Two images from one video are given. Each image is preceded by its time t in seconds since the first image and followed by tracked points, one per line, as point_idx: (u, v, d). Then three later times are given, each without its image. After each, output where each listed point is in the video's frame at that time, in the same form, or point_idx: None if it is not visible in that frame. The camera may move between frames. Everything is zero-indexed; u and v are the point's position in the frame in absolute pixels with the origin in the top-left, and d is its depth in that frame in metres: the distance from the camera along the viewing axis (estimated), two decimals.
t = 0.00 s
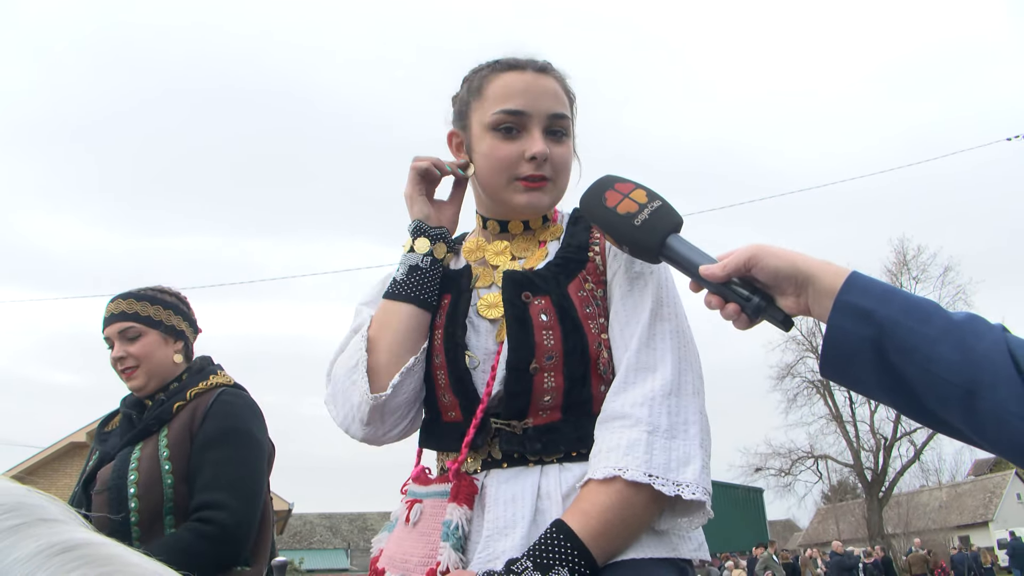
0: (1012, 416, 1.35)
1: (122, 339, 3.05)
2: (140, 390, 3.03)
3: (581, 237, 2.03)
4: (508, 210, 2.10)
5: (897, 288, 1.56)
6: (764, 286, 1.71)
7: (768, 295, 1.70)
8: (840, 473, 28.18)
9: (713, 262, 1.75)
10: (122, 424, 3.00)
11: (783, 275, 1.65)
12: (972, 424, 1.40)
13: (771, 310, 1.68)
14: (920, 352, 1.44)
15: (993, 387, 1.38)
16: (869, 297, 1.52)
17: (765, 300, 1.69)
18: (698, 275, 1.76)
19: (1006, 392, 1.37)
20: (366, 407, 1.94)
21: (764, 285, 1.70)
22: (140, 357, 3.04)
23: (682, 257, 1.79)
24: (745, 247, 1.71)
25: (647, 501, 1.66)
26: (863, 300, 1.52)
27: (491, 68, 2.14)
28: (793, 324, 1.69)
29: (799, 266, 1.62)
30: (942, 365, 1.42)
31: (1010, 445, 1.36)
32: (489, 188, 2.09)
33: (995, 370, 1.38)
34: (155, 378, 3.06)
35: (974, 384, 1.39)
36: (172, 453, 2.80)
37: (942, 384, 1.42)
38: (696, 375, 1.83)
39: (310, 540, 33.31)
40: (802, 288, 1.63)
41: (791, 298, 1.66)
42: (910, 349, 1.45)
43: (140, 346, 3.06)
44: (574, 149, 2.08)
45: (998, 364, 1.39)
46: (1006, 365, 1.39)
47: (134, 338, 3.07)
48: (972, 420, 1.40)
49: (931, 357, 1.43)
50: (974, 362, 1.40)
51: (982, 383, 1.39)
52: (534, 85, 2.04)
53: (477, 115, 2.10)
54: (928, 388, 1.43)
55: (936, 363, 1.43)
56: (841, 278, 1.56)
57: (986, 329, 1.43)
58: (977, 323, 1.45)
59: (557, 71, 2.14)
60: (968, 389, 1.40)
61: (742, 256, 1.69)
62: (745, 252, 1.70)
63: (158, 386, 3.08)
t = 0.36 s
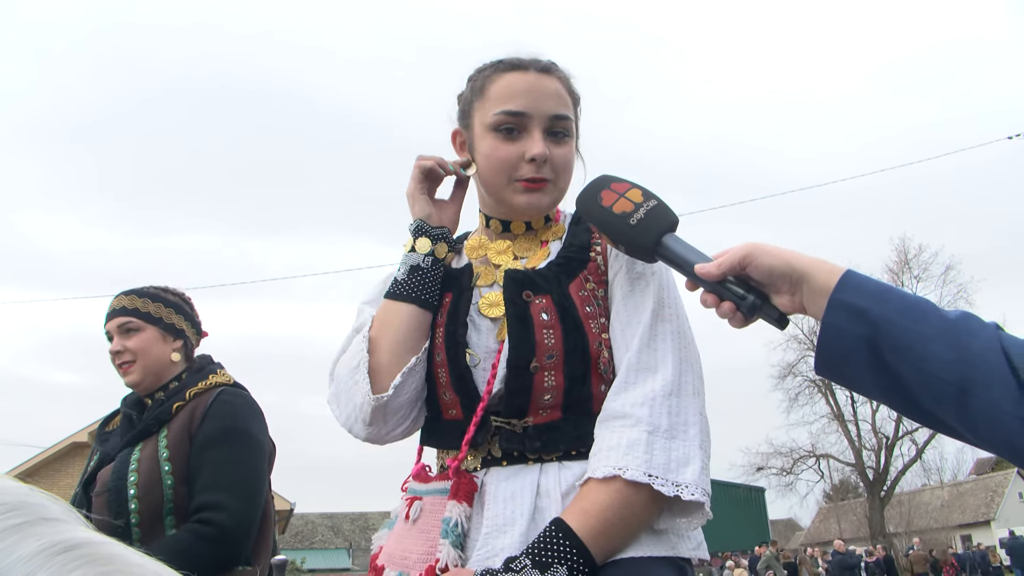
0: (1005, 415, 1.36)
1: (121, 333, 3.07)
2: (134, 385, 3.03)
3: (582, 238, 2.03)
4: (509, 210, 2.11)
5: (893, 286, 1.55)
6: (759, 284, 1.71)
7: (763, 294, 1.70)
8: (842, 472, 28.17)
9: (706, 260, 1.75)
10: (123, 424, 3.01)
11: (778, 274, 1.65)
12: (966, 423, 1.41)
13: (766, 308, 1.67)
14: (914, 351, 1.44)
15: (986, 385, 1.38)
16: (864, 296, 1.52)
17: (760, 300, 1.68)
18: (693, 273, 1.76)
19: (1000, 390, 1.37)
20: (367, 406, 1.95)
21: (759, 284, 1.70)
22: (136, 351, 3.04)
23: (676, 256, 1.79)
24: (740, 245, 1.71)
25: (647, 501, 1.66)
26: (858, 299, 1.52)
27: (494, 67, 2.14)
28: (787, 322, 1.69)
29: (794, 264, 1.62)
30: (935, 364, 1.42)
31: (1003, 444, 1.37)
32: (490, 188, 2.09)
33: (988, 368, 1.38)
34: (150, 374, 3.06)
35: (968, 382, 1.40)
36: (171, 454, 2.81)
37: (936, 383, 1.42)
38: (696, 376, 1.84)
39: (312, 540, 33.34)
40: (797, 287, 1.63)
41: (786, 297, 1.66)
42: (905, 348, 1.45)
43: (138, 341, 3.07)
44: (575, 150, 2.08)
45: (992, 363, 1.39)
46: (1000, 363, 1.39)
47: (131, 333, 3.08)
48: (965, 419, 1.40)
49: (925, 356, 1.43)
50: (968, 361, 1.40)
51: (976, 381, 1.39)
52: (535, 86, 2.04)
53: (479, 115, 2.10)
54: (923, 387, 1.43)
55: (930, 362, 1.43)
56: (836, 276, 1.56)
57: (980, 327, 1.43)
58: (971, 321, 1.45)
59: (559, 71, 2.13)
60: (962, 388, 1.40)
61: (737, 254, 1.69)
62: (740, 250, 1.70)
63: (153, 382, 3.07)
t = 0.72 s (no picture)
0: (1011, 421, 1.37)
1: (132, 330, 3.09)
2: (141, 383, 3.03)
3: (584, 242, 2.04)
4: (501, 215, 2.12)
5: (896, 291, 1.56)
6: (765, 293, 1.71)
7: (770, 302, 1.71)
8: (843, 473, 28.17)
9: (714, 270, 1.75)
10: (131, 424, 3.02)
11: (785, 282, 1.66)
12: (971, 428, 1.42)
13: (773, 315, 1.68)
14: (919, 357, 1.45)
15: (991, 389, 1.39)
16: (869, 302, 1.52)
17: (767, 308, 1.69)
18: (699, 283, 1.76)
19: (1004, 393, 1.38)
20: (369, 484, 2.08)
21: (765, 292, 1.71)
22: (146, 349, 3.05)
23: (682, 265, 1.79)
24: (746, 255, 1.72)
25: (654, 504, 1.67)
26: (863, 304, 1.52)
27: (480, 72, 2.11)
28: (794, 329, 1.70)
29: (801, 273, 1.63)
30: (941, 370, 1.43)
31: (1007, 447, 1.38)
32: (481, 196, 2.11)
33: (993, 374, 1.39)
34: (158, 373, 3.06)
35: (973, 388, 1.41)
36: (180, 454, 2.81)
37: (942, 389, 1.43)
38: (702, 383, 1.85)
39: (314, 540, 33.37)
40: (803, 294, 1.64)
41: (792, 305, 1.67)
42: (909, 352, 1.46)
43: (148, 338, 3.08)
44: (561, 152, 2.04)
45: (996, 367, 1.40)
46: (1005, 369, 1.40)
47: (143, 330, 3.09)
48: (968, 422, 1.42)
49: (929, 361, 1.44)
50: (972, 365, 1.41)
51: (980, 385, 1.40)
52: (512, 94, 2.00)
53: (466, 124, 2.10)
54: (926, 391, 1.44)
55: (935, 368, 1.43)
56: (841, 283, 1.56)
57: (985, 333, 1.44)
58: (976, 327, 1.46)
59: (545, 69, 2.07)
60: (967, 392, 1.41)
61: (743, 263, 1.69)
62: (747, 259, 1.70)
63: (160, 381, 3.07)
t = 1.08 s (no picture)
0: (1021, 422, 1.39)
1: (136, 324, 3.09)
2: (145, 376, 3.03)
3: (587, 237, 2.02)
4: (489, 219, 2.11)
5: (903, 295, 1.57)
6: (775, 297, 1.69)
7: (780, 306, 1.67)
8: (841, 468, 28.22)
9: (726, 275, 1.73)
10: (134, 418, 3.02)
11: (795, 286, 1.64)
12: (982, 430, 1.43)
13: (784, 320, 1.65)
14: (931, 359, 1.46)
15: (1004, 389, 1.41)
16: (879, 305, 1.53)
17: (777, 312, 1.66)
18: (709, 288, 1.75)
19: (1014, 395, 1.40)
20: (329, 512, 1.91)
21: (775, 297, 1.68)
22: (149, 343, 3.05)
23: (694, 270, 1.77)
24: (756, 260, 1.69)
25: (659, 494, 1.68)
26: (873, 308, 1.53)
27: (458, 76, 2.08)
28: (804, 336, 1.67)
29: (811, 278, 1.62)
30: (953, 372, 1.44)
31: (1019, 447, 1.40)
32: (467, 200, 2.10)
33: (1004, 375, 1.41)
34: (161, 367, 3.06)
35: (985, 390, 1.42)
36: (184, 449, 2.82)
37: (953, 391, 1.44)
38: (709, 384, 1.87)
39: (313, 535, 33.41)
40: (814, 299, 1.62)
41: (803, 309, 1.65)
42: (920, 354, 1.47)
43: (151, 332, 3.08)
44: (539, 153, 1.99)
45: (1008, 368, 1.42)
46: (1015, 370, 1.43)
47: (146, 325, 3.09)
48: (979, 423, 1.43)
49: (940, 364, 1.46)
50: (983, 367, 1.43)
51: (992, 386, 1.42)
52: (481, 100, 1.97)
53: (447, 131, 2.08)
54: (938, 393, 1.45)
55: (947, 371, 1.45)
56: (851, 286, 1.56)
57: (994, 335, 1.46)
58: (985, 330, 1.48)
59: (517, 68, 2.01)
60: (979, 393, 1.43)
61: (754, 268, 1.67)
62: (756, 264, 1.68)
63: (163, 376, 3.07)
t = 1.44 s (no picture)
0: None
1: (140, 323, 3.10)
2: (149, 376, 3.03)
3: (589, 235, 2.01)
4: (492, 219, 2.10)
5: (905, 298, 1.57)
6: (774, 300, 1.67)
7: (780, 310, 1.66)
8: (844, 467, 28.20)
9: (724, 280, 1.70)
10: (140, 416, 3.02)
11: (796, 291, 1.63)
12: (986, 432, 1.43)
13: (784, 324, 1.63)
14: (933, 362, 1.46)
15: (1007, 391, 1.40)
16: (881, 308, 1.53)
17: (778, 316, 1.64)
18: (708, 292, 1.72)
19: (1017, 396, 1.39)
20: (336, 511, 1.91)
21: (775, 300, 1.67)
22: (153, 342, 3.05)
23: (691, 274, 1.74)
24: (756, 264, 1.66)
25: (658, 493, 1.68)
26: (876, 311, 1.53)
27: (459, 77, 2.06)
28: (803, 341, 1.66)
29: (814, 283, 1.62)
30: (954, 374, 1.44)
31: None
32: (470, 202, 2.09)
33: (1006, 377, 1.41)
34: (165, 365, 3.06)
35: (988, 392, 1.42)
36: (190, 447, 2.82)
37: (955, 393, 1.44)
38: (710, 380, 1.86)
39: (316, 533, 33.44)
40: (815, 303, 1.63)
41: (803, 313, 1.65)
42: (922, 357, 1.47)
43: (154, 331, 3.08)
44: (541, 155, 1.98)
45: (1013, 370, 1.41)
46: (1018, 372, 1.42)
47: (150, 324, 3.09)
48: (984, 426, 1.43)
49: (942, 368, 1.46)
50: (986, 370, 1.42)
51: (996, 388, 1.41)
52: (483, 103, 1.95)
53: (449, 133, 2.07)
54: (940, 396, 1.45)
55: (950, 373, 1.45)
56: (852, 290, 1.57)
57: (996, 337, 1.46)
58: (987, 332, 1.48)
59: (519, 69, 2.00)
60: (983, 396, 1.42)
61: (755, 271, 1.65)
62: (757, 268, 1.66)
63: (168, 374, 3.08)
